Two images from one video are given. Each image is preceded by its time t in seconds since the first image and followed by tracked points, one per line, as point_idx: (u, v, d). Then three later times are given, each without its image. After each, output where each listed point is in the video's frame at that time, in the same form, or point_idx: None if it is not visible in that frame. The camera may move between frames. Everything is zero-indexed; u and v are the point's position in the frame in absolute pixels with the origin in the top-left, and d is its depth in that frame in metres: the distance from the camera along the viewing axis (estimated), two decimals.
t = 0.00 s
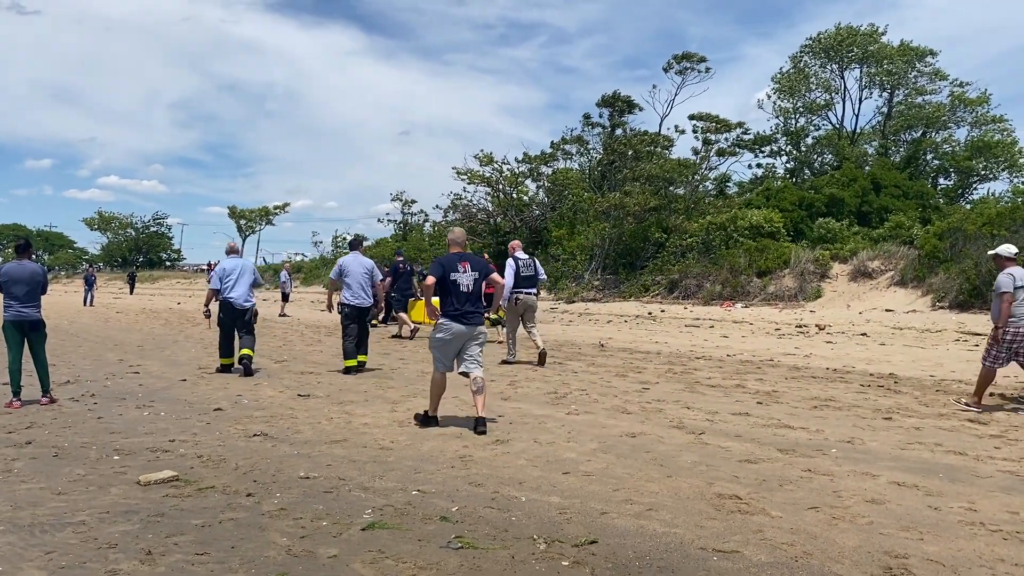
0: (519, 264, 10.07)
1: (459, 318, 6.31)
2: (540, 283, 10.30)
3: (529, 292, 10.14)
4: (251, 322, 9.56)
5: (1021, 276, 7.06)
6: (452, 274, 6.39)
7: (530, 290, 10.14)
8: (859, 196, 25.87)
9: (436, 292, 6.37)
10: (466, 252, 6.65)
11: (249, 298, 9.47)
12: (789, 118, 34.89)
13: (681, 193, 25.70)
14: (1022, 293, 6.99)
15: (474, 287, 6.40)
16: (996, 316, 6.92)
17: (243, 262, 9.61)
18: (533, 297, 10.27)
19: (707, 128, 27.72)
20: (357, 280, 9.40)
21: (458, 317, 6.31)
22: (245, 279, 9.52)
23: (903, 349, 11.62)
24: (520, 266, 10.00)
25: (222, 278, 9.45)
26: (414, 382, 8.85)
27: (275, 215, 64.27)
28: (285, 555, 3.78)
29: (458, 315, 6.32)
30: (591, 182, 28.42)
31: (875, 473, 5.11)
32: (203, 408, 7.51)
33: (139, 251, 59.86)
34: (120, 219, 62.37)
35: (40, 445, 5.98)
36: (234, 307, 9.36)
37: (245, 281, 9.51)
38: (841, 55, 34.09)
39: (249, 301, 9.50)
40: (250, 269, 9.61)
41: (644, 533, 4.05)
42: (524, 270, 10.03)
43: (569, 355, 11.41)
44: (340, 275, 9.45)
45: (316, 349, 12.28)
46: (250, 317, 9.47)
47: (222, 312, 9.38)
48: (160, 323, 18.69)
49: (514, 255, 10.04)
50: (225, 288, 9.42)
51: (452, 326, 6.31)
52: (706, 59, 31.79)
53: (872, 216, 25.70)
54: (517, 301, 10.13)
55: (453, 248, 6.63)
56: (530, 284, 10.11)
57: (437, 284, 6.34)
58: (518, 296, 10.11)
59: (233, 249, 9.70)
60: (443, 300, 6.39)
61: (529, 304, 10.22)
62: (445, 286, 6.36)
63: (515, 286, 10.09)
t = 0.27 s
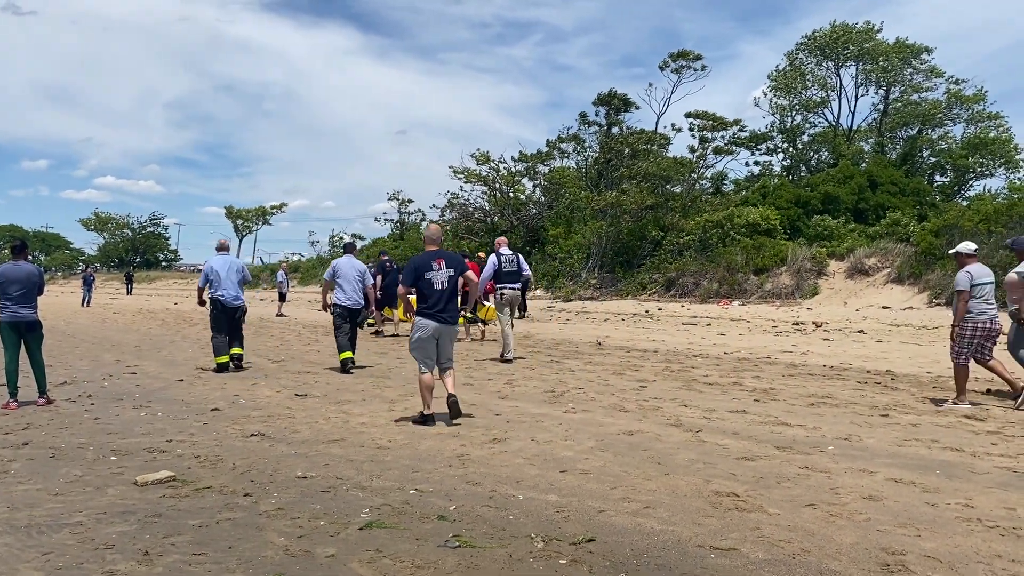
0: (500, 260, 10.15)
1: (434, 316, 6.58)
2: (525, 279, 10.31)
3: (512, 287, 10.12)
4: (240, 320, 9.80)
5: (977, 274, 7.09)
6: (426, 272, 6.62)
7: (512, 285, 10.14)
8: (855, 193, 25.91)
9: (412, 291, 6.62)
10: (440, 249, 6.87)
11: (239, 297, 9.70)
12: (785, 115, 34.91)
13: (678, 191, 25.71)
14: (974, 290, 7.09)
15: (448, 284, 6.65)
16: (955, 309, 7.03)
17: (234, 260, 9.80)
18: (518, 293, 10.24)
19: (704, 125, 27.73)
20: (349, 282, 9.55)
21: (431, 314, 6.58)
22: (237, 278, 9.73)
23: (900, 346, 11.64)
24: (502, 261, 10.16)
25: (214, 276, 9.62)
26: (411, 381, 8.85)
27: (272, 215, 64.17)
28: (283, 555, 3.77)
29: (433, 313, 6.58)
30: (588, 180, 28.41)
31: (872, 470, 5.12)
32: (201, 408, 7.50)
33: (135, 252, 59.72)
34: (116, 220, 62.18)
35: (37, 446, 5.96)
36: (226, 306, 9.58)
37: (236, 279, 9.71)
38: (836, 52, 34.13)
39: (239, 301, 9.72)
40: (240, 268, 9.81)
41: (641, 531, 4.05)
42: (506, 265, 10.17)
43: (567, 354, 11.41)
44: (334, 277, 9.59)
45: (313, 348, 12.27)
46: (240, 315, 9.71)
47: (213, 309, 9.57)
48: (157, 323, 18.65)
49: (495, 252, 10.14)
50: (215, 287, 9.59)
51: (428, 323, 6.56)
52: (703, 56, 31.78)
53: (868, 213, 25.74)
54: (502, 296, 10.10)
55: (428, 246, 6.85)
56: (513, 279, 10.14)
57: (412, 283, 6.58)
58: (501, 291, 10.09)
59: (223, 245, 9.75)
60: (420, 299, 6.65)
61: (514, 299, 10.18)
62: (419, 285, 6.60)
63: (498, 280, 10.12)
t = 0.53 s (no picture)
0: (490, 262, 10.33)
1: (420, 315, 6.63)
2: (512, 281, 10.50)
3: (500, 289, 10.34)
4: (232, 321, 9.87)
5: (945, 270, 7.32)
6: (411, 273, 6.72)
7: (501, 287, 10.33)
8: (854, 190, 25.93)
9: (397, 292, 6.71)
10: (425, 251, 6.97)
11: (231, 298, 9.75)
12: (783, 113, 34.91)
13: (677, 189, 25.70)
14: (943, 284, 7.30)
15: (433, 284, 6.72)
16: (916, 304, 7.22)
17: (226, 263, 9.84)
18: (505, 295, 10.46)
19: (702, 123, 27.73)
20: (346, 278, 9.91)
21: (415, 315, 6.64)
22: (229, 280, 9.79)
23: (899, 344, 11.64)
24: (491, 263, 10.28)
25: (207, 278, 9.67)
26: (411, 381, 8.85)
27: (271, 215, 64.11)
28: (283, 555, 3.77)
29: (420, 312, 6.64)
30: (586, 179, 28.40)
31: (872, 467, 5.11)
32: (200, 408, 7.50)
33: (134, 252, 59.67)
34: (114, 221, 62.08)
35: (36, 447, 5.96)
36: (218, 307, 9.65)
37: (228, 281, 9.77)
38: (834, 50, 34.13)
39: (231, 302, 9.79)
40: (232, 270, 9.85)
41: (642, 530, 4.04)
42: (494, 267, 10.31)
43: (566, 352, 11.42)
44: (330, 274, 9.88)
45: (312, 348, 12.26)
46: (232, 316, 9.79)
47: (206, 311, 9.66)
48: (156, 323, 18.64)
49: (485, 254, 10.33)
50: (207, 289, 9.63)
51: (415, 323, 6.61)
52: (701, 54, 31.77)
53: (867, 211, 25.75)
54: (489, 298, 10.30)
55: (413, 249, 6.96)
56: (501, 282, 10.33)
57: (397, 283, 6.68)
58: (489, 293, 10.31)
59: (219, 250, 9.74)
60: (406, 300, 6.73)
61: (501, 300, 10.41)
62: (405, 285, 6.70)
63: (486, 282, 10.30)
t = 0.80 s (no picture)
0: (480, 258, 10.45)
1: (410, 312, 6.86)
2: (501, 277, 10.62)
3: (488, 285, 10.47)
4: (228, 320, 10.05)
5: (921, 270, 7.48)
6: (404, 271, 6.96)
7: (490, 284, 10.47)
8: (855, 188, 25.92)
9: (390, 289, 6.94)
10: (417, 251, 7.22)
11: (230, 299, 9.94)
12: (784, 111, 34.89)
13: (677, 188, 25.70)
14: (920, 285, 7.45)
15: (424, 283, 6.98)
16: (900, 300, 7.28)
17: (226, 263, 10.01)
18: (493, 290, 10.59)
19: (703, 122, 27.71)
20: (340, 282, 10.03)
21: (409, 311, 6.87)
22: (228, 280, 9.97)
23: (901, 342, 11.63)
24: (480, 260, 10.41)
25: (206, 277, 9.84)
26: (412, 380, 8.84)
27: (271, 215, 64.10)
28: (285, 556, 3.77)
29: (411, 309, 6.87)
30: (587, 178, 28.40)
31: (874, 465, 5.11)
32: (202, 409, 7.50)
33: (135, 253, 59.68)
34: (115, 222, 62.03)
35: (38, 448, 5.96)
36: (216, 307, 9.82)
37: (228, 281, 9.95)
38: (834, 48, 34.11)
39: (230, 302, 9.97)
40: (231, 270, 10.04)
41: (644, 529, 4.04)
42: (484, 264, 10.43)
43: (567, 352, 11.42)
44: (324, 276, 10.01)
45: (313, 348, 12.27)
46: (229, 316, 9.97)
47: (204, 310, 9.83)
48: (157, 324, 18.62)
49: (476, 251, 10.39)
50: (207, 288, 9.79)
51: (405, 320, 6.84)
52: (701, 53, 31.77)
53: (868, 209, 25.75)
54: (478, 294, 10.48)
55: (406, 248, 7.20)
56: (490, 278, 10.47)
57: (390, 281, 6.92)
58: (477, 289, 10.47)
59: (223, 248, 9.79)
60: (397, 297, 6.95)
61: (489, 296, 10.55)
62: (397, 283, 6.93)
63: (475, 279, 10.45)
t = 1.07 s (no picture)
0: (467, 263, 10.64)
1: (405, 313, 6.96)
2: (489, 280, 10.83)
3: (477, 289, 10.70)
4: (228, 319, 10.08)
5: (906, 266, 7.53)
6: (400, 272, 7.03)
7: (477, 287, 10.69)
8: (858, 187, 25.88)
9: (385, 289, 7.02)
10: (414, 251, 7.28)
11: (227, 298, 9.94)
12: (786, 110, 34.84)
13: (680, 187, 25.67)
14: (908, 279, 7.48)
15: (419, 284, 7.06)
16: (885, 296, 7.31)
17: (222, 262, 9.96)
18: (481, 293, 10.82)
19: (705, 121, 27.68)
20: (335, 280, 10.05)
21: (403, 312, 6.96)
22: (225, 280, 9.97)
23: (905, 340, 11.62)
24: (468, 265, 10.60)
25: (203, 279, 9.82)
26: (416, 380, 8.86)
27: (275, 215, 64.17)
28: (289, 556, 3.78)
29: (405, 310, 6.97)
30: (589, 177, 28.41)
31: (878, 464, 5.10)
32: (206, 409, 7.52)
33: (139, 254, 59.80)
34: (119, 222, 62.10)
35: (43, 449, 5.97)
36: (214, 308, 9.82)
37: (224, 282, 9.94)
38: (837, 46, 34.05)
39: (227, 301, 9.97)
40: (227, 269, 10.01)
41: (648, 528, 4.04)
42: (472, 268, 10.63)
43: (570, 351, 11.42)
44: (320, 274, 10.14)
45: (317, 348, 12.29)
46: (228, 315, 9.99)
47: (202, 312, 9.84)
48: (161, 325, 18.66)
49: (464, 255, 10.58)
50: (207, 288, 9.81)
51: (400, 321, 6.95)
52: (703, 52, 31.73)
53: (871, 207, 25.72)
54: (466, 298, 10.74)
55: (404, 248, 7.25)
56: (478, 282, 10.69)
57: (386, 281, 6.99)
58: (466, 294, 10.70)
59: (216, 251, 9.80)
60: (392, 297, 7.03)
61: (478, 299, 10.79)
62: (393, 283, 6.99)
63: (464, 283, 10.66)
